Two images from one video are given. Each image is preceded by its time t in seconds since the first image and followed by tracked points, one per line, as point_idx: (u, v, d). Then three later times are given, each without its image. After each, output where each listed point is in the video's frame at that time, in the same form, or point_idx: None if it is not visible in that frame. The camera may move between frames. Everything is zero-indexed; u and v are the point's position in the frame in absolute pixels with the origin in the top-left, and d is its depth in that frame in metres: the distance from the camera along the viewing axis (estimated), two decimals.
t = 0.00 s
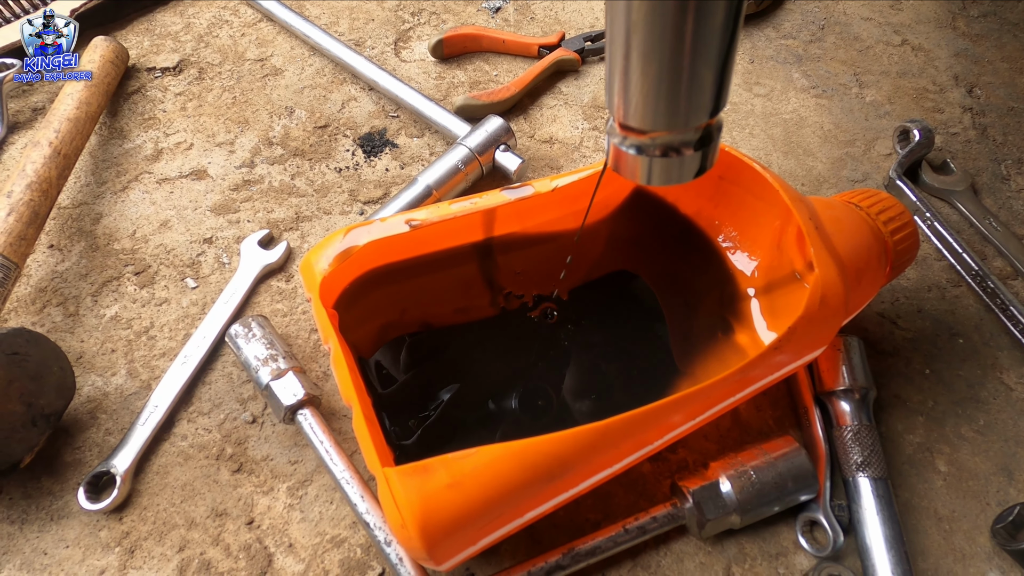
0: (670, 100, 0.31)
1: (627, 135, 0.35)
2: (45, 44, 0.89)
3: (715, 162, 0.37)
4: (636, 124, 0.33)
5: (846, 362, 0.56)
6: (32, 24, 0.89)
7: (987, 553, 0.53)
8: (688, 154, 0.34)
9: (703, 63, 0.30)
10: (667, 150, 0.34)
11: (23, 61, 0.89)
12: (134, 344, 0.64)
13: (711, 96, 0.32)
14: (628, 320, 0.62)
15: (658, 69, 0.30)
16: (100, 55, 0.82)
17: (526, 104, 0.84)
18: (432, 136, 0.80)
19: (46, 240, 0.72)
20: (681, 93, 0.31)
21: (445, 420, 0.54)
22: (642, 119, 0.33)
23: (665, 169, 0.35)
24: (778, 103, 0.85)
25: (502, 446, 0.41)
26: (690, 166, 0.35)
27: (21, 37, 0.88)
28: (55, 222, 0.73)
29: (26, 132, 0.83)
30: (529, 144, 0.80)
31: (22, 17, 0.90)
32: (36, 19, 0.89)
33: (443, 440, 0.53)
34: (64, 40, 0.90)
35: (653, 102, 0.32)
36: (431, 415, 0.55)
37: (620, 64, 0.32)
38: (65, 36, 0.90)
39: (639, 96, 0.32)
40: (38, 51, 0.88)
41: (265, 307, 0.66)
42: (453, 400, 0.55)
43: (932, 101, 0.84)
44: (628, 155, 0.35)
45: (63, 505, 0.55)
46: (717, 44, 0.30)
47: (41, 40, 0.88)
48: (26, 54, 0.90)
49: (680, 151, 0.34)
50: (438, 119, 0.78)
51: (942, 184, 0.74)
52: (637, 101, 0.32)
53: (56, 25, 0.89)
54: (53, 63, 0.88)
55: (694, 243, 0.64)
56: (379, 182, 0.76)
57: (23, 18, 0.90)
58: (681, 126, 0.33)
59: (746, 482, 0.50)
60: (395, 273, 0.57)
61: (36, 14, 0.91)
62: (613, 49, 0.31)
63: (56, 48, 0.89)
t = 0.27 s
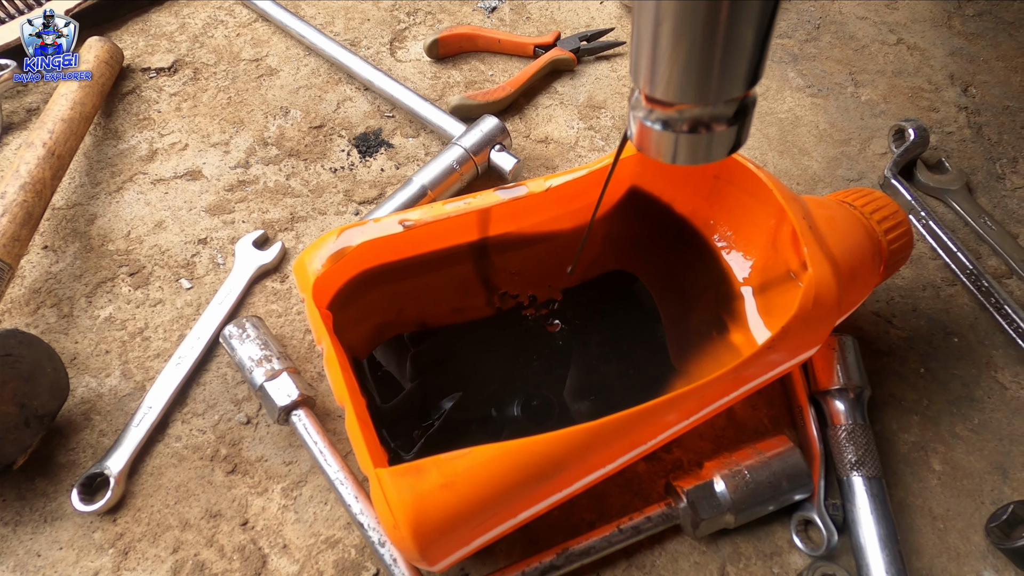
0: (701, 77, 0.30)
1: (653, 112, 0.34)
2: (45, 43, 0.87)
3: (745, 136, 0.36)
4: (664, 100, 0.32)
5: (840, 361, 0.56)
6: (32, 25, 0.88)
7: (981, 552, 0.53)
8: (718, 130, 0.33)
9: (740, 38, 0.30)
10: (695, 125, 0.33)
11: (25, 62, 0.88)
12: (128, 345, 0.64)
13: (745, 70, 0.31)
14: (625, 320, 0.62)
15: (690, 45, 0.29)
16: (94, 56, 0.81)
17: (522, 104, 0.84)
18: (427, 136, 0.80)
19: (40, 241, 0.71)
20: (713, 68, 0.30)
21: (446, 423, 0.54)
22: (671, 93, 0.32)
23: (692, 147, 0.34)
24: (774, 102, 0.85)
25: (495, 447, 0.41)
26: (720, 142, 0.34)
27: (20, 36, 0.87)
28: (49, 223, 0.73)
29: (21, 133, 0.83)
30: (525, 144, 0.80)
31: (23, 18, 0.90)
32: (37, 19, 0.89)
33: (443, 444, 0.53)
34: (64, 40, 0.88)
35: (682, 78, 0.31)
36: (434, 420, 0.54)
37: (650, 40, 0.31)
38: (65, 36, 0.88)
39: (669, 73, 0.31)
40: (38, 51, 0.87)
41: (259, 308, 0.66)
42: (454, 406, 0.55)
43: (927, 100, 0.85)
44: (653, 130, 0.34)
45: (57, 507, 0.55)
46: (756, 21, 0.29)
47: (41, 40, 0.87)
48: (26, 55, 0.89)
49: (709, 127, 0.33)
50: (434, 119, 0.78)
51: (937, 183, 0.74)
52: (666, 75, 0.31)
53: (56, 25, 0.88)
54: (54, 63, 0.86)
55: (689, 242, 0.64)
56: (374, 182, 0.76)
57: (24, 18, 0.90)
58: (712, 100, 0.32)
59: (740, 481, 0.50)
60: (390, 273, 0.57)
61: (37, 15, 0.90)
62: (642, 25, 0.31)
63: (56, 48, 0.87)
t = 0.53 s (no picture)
0: (709, 56, 0.30)
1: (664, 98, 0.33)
2: (45, 43, 0.86)
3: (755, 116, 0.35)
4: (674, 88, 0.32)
5: (833, 362, 0.56)
6: (32, 24, 0.87)
7: (974, 552, 0.53)
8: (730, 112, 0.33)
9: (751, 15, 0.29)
10: (703, 109, 0.32)
11: (24, 61, 0.87)
12: (119, 346, 0.63)
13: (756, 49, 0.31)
14: (620, 322, 0.62)
15: (702, 25, 0.29)
16: (86, 55, 0.81)
17: (516, 104, 0.84)
18: (421, 136, 0.80)
19: (31, 242, 0.71)
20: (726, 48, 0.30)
21: (451, 426, 0.54)
22: (681, 76, 0.31)
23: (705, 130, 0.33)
24: (768, 102, 0.85)
25: (487, 449, 0.41)
26: (732, 124, 0.34)
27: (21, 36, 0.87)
28: (40, 223, 0.73)
29: (12, 133, 0.82)
30: (519, 144, 0.80)
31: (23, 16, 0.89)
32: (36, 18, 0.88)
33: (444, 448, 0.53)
34: (64, 40, 0.87)
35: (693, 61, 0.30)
36: (437, 425, 0.54)
37: (660, 22, 0.30)
38: (65, 36, 0.87)
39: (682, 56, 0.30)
40: (38, 51, 0.87)
41: (252, 309, 0.66)
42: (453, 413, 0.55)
43: (921, 100, 0.85)
44: (659, 116, 0.33)
45: (46, 510, 0.54)
46: None
47: (41, 40, 0.87)
48: (26, 55, 0.88)
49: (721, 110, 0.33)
50: (427, 119, 0.77)
51: (930, 183, 0.74)
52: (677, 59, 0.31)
53: (56, 25, 0.87)
54: (53, 62, 0.84)
55: (684, 243, 0.64)
56: (368, 183, 0.75)
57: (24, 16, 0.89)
58: (723, 84, 0.31)
59: (733, 483, 0.50)
60: (383, 275, 0.57)
61: (36, 12, 0.89)
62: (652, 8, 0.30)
63: (55, 48, 0.86)
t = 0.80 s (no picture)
0: (651, 72, 0.31)
1: (615, 111, 0.34)
2: (45, 43, 0.87)
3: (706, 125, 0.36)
4: (626, 104, 0.33)
5: (825, 364, 0.56)
6: (31, 24, 0.88)
7: (964, 553, 0.54)
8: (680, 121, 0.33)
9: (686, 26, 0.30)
10: (654, 122, 0.33)
11: (24, 62, 0.88)
12: (114, 349, 0.64)
13: (695, 58, 0.31)
14: (610, 322, 0.63)
15: (639, 42, 0.30)
16: (82, 58, 0.81)
17: (511, 107, 0.84)
18: (417, 139, 0.80)
19: (26, 245, 0.71)
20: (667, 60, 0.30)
21: (426, 425, 0.55)
22: (626, 90, 0.32)
23: (659, 140, 0.34)
24: (762, 106, 0.86)
25: (479, 451, 0.41)
26: (682, 134, 0.34)
27: (21, 36, 0.87)
28: (36, 226, 0.73)
29: (7, 135, 0.83)
30: (514, 147, 0.81)
31: (22, 17, 0.89)
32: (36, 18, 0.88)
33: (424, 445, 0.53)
34: (64, 40, 0.87)
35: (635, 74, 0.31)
36: (411, 422, 0.55)
37: (598, 35, 0.31)
38: (65, 36, 0.88)
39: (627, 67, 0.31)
40: (38, 51, 0.87)
41: (247, 312, 0.66)
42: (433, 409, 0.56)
43: (913, 103, 0.85)
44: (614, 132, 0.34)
45: (41, 512, 0.55)
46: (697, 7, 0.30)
47: (41, 40, 0.87)
48: (26, 56, 0.89)
49: (670, 120, 0.33)
50: (423, 122, 0.78)
51: (923, 186, 0.75)
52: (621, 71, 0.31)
53: (56, 25, 0.88)
54: (54, 63, 0.85)
55: (677, 245, 0.64)
56: (363, 186, 0.76)
57: (23, 17, 0.89)
58: (669, 93, 0.32)
59: (725, 484, 0.51)
60: (377, 278, 0.57)
61: (35, 13, 0.89)
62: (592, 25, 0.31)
63: (55, 49, 0.86)
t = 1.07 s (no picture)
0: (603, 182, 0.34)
1: (561, 203, 0.37)
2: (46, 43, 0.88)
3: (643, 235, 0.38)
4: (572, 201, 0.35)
5: (825, 368, 0.56)
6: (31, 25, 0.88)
7: (963, 556, 0.54)
8: (612, 227, 0.36)
9: (625, 143, 0.33)
10: (607, 227, 0.36)
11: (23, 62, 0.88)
12: (119, 350, 0.64)
13: (632, 170, 0.34)
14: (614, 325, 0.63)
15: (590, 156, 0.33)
16: (88, 61, 0.82)
17: (514, 111, 0.84)
18: (420, 142, 0.81)
19: (31, 246, 0.72)
20: (604, 165, 0.33)
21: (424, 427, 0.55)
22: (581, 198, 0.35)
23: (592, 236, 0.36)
24: (763, 110, 0.86)
25: (482, 454, 0.42)
26: (611, 240, 0.37)
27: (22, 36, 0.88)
28: (41, 227, 0.73)
29: (13, 136, 0.83)
30: (516, 150, 0.81)
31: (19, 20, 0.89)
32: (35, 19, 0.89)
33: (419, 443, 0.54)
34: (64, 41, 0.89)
35: (576, 171, 0.34)
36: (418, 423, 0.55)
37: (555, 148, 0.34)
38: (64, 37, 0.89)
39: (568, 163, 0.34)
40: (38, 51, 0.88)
41: (251, 314, 0.66)
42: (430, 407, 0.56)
43: (914, 108, 0.86)
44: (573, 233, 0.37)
45: (45, 513, 0.55)
46: (636, 124, 0.33)
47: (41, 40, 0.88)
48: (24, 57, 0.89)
49: (603, 222, 0.36)
50: (426, 125, 0.78)
51: (923, 191, 0.75)
52: (564, 166, 0.34)
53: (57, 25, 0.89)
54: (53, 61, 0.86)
55: (679, 248, 0.64)
56: (366, 188, 0.76)
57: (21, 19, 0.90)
58: (603, 196, 0.35)
59: (726, 487, 0.51)
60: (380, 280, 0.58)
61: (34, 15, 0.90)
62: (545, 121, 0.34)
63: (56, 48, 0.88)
